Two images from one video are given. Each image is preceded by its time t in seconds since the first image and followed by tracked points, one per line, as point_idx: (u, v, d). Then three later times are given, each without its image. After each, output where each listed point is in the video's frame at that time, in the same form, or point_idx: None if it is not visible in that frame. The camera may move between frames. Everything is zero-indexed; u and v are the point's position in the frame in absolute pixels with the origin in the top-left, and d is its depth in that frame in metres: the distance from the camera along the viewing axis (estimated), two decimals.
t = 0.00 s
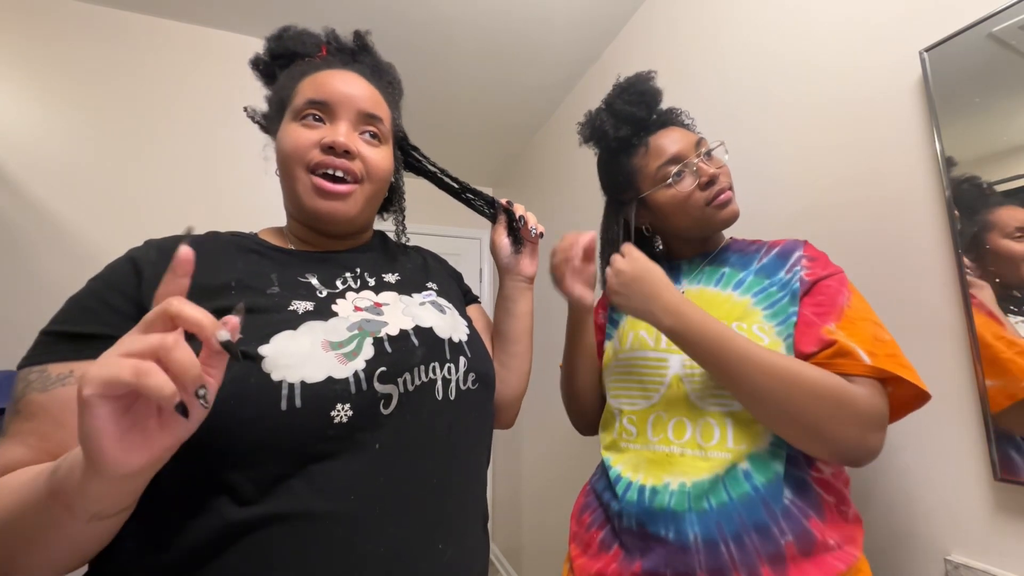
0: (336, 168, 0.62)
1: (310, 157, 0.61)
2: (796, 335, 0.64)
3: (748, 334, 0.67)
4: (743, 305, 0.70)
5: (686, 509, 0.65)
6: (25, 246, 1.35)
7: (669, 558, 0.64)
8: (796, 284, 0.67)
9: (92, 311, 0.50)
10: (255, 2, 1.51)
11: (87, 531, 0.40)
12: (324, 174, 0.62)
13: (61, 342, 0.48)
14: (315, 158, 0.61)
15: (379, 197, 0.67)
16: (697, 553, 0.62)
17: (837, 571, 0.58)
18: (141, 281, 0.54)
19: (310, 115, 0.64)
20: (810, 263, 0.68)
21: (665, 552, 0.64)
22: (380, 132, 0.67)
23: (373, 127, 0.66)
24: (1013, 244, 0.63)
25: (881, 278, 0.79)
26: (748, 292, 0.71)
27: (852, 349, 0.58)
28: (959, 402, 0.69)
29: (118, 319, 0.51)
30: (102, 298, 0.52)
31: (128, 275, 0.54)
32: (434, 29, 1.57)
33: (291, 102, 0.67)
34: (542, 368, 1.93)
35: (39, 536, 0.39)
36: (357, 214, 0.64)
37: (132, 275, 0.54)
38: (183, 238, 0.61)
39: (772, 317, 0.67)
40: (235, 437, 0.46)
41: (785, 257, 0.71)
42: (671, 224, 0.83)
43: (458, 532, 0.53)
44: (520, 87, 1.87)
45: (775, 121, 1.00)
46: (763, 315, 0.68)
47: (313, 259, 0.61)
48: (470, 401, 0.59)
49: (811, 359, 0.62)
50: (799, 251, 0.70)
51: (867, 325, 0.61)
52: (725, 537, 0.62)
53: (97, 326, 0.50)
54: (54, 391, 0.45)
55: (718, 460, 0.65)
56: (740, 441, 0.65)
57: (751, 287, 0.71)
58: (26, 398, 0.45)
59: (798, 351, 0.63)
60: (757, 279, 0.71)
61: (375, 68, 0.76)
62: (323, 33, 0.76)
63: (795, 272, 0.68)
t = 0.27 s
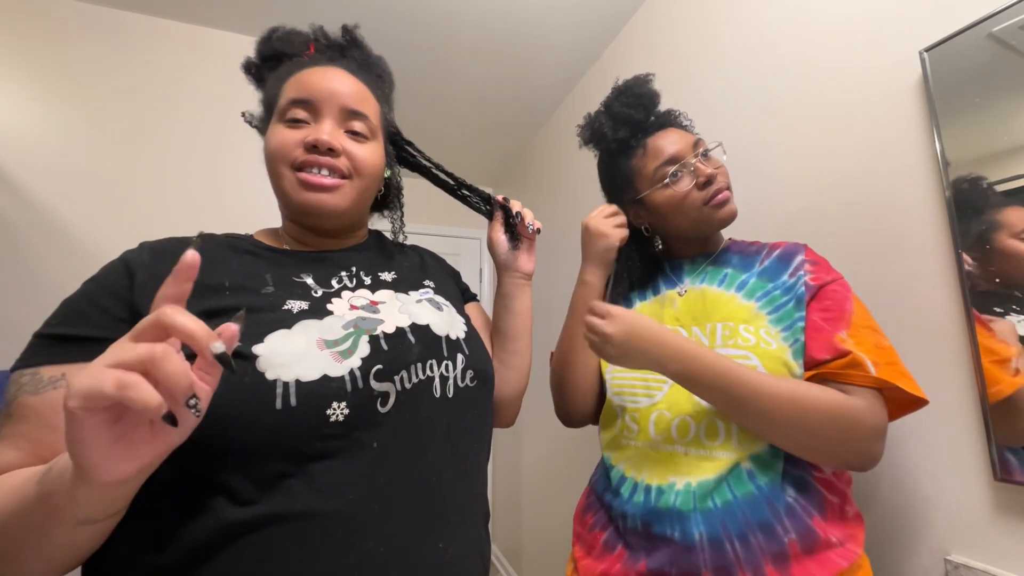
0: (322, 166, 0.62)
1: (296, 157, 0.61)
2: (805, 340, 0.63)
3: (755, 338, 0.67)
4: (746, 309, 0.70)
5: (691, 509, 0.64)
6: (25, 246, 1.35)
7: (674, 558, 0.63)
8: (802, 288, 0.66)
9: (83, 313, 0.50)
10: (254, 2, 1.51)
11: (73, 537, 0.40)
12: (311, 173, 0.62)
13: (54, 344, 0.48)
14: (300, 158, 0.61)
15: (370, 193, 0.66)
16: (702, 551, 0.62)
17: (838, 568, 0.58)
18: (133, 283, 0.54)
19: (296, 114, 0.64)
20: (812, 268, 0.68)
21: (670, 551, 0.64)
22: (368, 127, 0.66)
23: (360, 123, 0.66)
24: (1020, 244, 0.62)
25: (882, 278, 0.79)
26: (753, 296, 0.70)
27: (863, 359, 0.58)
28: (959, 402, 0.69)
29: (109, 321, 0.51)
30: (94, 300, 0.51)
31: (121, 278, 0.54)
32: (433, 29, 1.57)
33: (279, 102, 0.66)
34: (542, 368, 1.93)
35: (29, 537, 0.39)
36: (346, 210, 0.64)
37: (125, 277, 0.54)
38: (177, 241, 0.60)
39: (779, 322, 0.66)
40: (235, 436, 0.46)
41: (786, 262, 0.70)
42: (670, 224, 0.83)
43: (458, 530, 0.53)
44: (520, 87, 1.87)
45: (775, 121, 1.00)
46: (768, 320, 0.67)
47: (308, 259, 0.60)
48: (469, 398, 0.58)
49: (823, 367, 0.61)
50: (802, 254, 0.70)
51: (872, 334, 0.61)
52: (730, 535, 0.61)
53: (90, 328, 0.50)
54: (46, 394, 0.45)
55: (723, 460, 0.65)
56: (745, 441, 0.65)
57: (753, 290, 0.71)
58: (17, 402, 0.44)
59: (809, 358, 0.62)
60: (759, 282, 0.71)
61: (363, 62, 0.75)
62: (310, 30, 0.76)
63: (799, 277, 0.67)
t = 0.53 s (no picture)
0: (312, 169, 0.62)
1: (285, 161, 0.61)
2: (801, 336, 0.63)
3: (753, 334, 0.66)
4: (745, 307, 0.70)
5: (697, 510, 0.64)
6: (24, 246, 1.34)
7: (679, 558, 0.63)
8: (798, 284, 0.66)
9: (80, 316, 0.50)
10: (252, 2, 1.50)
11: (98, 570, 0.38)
12: (302, 177, 0.62)
13: (51, 347, 0.48)
14: (290, 162, 0.61)
15: (364, 192, 0.66)
16: (707, 553, 0.62)
17: (842, 569, 0.57)
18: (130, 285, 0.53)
19: (284, 117, 0.64)
20: (810, 264, 0.67)
21: (675, 553, 0.64)
22: (358, 125, 0.66)
23: (349, 121, 0.65)
24: None
25: (882, 277, 0.78)
26: (751, 295, 0.70)
27: (859, 349, 0.58)
28: (959, 402, 0.68)
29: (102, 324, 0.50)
30: (87, 304, 0.51)
31: (116, 280, 0.53)
32: (432, 30, 1.57)
33: (268, 104, 0.66)
34: (542, 367, 1.93)
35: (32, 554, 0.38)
36: (340, 213, 0.64)
37: (120, 279, 0.53)
38: (174, 242, 0.59)
39: (777, 318, 0.66)
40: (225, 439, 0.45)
41: (785, 258, 0.70)
42: (671, 222, 0.82)
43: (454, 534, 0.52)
44: (520, 87, 1.86)
45: (775, 121, 0.99)
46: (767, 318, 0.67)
47: (302, 260, 0.60)
48: (464, 399, 0.57)
49: (818, 360, 0.61)
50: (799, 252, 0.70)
51: (868, 326, 0.60)
52: (735, 535, 0.61)
53: (87, 332, 0.49)
54: (44, 398, 0.44)
55: (726, 458, 0.65)
56: (745, 439, 0.65)
57: (752, 289, 0.70)
58: (18, 405, 0.44)
59: (805, 352, 0.62)
60: (758, 280, 0.70)
61: (353, 53, 0.74)
62: (297, 22, 0.75)
63: (796, 273, 0.67)
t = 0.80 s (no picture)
0: (308, 169, 0.61)
1: (281, 161, 0.61)
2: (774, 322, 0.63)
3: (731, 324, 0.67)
4: (731, 299, 0.69)
5: (681, 498, 0.64)
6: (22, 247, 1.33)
7: (663, 548, 0.63)
8: (784, 276, 0.65)
9: (74, 319, 0.49)
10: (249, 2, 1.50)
11: None
12: (298, 177, 0.62)
13: (46, 350, 0.47)
14: (285, 161, 0.61)
15: (361, 193, 0.65)
16: (691, 543, 0.61)
17: (833, 560, 0.56)
18: (122, 287, 0.52)
19: (280, 115, 0.63)
20: (802, 257, 0.66)
21: (658, 542, 0.63)
22: (355, 125, 0.65)
23: (346, 121, 0.64)
24: None
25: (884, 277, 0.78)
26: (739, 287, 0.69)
27: (827, 332, 0.57)
28: (960, 403, 0.68)
29: (96, 326, 0.50)
30: (82, 306, 0.50)
31: (110, 281, 0.53)
32: (431, 30, 1.56)
33: (264, 102, 0.66)
34: (542, 368, 1.92)
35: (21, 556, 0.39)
36: (336, 213, 0.63)
37: (114, 281, 0.53)
38: (170, 242, 0.59)
39: (756, 308, 0.66)
40: (216, 440, 0.45)
41: (779, 253, 0.69)
42: (672, 224, 0.81)
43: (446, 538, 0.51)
44: (519, 87, 1.86)
45: (775, 121, 0.99)
46: (749, 308, 0.67)
47: (296, 260, 0.60)
48: (457, 402, 0.56)
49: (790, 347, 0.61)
50: (794, 246, 0.68)
51: (853, 314, 0.59)
52: (718, 524, 0.60)
53: (81, 334, 0.49)
54: (41, 402, 0.45)
55: (704, 446, 0.64)
56: (725, 425, 0.64)
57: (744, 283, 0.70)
58: (16, 407, 0.44)
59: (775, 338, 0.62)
60: (752, 275, 0.70)
61: (352, 51, 0.74)
62: (296, 19, 0.74)
63: (784, 267, 0.66)
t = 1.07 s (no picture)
0: (301, 163, 0.61)
1: (275, 155, 0.60)
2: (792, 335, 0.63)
3: (744, 335, 0.66)
4: (741, 306, 0.69)
5: (686, 508, 0.63)
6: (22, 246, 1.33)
7: (668, 557, 0.63)
8: (795, 284, 0.65)
9: (71, 320, 0.49)
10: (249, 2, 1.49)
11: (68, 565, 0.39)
12: (292, 171, 0.61)
13: (42, 351, 0.47)
14: (280, 155, 0.60)
15: (356, 189, 0.65)
16: (697, 553, 0.61)
17: (838, 570, 0.56)
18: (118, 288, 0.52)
19: (276, 111, 0.63)
20: (810, 264, 0.66)
21: (664, 551, 0.63)
22: (350, 120, 0.65)
23: (342, 116, 0.64)
24: None
25: (883, 277, 0.78)
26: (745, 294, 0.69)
27: (848, 349, 0.57)
28: (960, 403, 0.68)
29: (93, 327, 0.50)
30: (79, 306, 0.50)
31: (106, 282, 0.53)
32: (430, 29, 1.56)
33: (261, 100, 0.66)
34: (542, 368, 1.92)
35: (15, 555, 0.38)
36: (330, 208, 0.63)
37: (110, 281, 0.53)
38: (169, 243, 0.59)
39: (769, 319, 0.65)
40: (210, 439, 0.45)
41: (785, 258, 0.69)
42: (671, 224, 0.81)
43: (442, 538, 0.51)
44: (519, 87, 1.85)
45: (775, 121, 0.98)
46: (761, 316, 0.66)
47: (292, 259, 0.60)
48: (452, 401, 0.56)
49: (807, 360, 0.61)
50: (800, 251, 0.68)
51: (867, 326, 0.59)
52: (724, 536, 0.60)
53: (77, 335, 0.49)
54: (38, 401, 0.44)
55: (715, 460, 0.64)
56: (736, 440, 0.63)
57: (749, 289, 0.70)
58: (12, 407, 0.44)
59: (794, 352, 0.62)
60: (757, 280, 0.69)
61: (350, 57, 0.74)
62: (296, 28, 0.74)
63: (794, 273, 0.66)
